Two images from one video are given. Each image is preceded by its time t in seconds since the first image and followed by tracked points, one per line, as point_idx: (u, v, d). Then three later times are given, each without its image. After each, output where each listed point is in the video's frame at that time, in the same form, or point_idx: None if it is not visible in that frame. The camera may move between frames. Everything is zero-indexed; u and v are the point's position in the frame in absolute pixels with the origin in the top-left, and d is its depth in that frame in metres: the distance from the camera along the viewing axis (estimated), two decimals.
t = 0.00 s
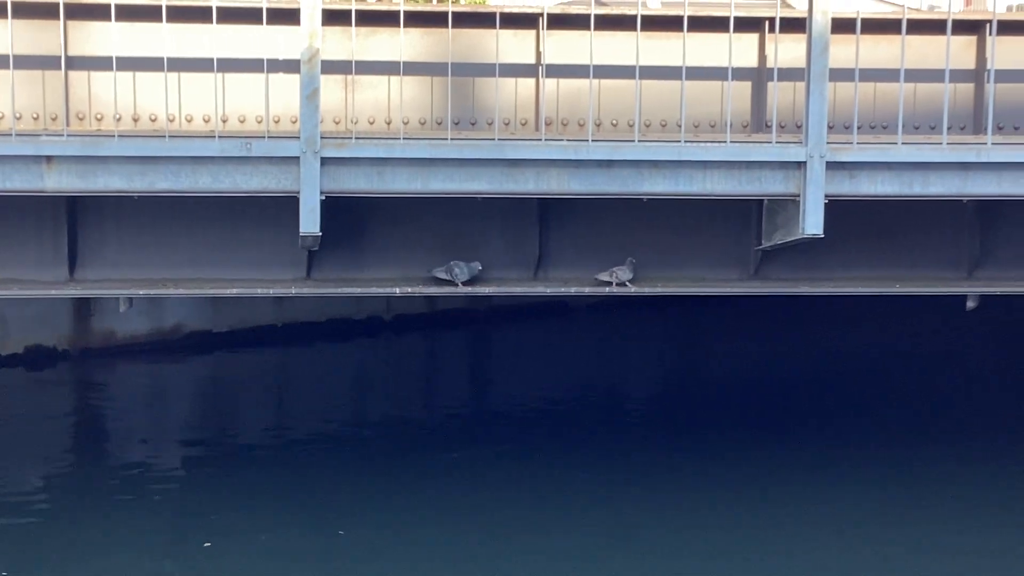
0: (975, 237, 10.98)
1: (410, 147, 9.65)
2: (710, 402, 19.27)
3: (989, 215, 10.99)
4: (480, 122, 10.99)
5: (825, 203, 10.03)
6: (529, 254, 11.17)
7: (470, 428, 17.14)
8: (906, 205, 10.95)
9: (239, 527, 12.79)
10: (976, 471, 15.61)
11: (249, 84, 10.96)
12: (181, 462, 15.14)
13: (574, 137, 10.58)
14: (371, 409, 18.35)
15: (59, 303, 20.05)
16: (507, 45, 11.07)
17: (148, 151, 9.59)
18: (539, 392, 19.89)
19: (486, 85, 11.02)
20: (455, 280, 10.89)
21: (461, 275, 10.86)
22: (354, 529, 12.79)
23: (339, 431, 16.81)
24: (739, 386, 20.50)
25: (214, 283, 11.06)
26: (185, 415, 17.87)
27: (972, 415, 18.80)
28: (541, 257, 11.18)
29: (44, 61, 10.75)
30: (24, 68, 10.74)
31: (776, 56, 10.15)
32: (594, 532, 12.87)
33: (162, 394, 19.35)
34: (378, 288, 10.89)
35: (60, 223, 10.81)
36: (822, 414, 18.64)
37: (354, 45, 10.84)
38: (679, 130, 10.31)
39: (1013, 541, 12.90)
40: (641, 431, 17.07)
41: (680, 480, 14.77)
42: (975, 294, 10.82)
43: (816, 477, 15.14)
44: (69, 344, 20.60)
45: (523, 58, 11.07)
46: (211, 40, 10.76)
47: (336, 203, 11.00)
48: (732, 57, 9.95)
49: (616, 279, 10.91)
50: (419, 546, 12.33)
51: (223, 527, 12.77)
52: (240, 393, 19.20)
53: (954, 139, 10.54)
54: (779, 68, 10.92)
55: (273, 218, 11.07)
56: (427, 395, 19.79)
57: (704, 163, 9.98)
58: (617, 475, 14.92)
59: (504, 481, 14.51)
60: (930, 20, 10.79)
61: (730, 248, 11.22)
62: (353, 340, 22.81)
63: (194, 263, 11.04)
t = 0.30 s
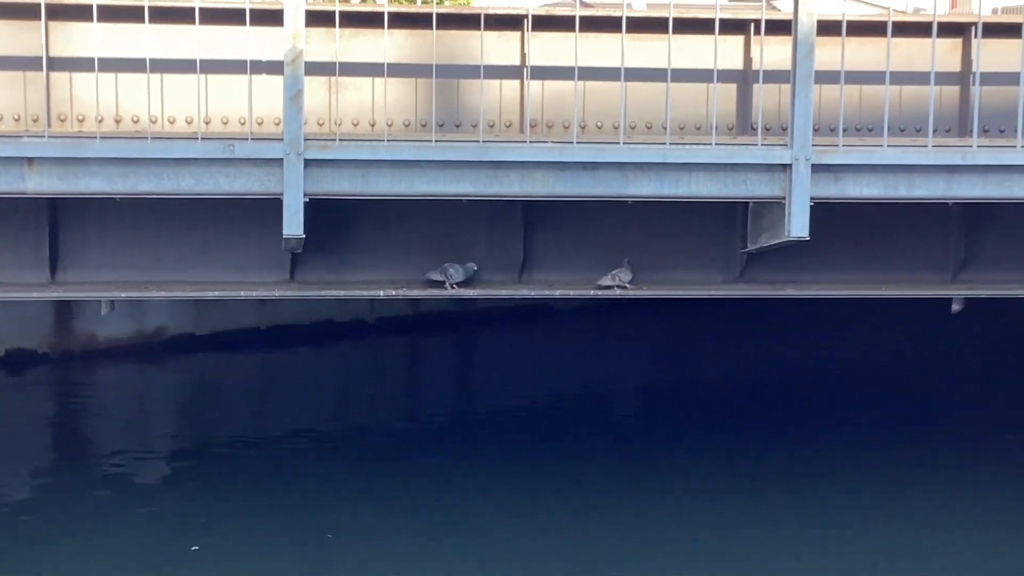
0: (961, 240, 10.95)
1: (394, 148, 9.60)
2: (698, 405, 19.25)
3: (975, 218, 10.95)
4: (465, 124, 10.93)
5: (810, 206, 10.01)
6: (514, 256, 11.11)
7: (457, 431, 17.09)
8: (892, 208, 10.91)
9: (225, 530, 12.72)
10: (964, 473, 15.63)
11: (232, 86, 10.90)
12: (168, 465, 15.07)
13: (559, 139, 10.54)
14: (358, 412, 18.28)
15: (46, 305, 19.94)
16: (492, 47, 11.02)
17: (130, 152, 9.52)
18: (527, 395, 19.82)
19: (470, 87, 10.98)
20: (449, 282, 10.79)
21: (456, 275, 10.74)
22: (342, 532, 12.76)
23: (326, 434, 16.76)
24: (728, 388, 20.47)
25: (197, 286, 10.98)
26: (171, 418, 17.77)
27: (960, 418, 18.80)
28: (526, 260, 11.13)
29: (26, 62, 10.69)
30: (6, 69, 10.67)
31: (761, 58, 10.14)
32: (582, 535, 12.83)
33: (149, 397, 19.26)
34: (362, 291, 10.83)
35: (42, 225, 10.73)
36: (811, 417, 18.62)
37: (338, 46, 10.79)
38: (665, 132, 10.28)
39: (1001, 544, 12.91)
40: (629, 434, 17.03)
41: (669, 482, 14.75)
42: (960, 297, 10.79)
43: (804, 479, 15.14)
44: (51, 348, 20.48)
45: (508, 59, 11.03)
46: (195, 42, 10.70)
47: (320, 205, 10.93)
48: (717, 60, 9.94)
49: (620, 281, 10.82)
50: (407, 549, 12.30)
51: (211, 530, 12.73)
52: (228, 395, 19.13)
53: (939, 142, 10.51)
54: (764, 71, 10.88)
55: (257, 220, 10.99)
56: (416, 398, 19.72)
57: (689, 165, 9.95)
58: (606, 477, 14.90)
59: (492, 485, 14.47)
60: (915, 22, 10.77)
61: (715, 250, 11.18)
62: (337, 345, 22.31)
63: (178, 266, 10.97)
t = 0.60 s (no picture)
0: (943, 243, 10.93)
1: (375, 151, 9.55)
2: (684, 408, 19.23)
3: (956, 220, 10.94)
4: (446, 127, 10.92)
5: (792, 209, 9.99)
6: (494, 259, 11.06)
7: (442, 434, 17.06)
8: (873, 211, 10.89)
9: (210, 534, 12.69)
10: (948, 476, 15.67)
11: (211, 88, 10.83)
12: (152, 469, 15.02)
13: (540, 141, 10.50)
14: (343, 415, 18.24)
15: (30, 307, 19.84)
16: (473, 49, 10.98)
17: (108, 155, 9.45)
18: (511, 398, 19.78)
19: (452, 89, 10.94)
20: (438, 286, 10.77)
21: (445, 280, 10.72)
22: (327, 535, 12.73)
23: (311, 437, 16.71)
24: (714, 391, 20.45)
25: (176, 289, 10.91)
26: (155, 422, 17.69)
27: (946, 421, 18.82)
28: (507, 263, 11.09)
29: (3, 64, 10.61)
30: None
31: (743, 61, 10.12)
32: (567, 538, 12.80)
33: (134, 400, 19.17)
34: (343, 294, 10.78)
35: (19, 228, 10.65)
36: (797, 420, 18.62)
37: (319, 48, 10.72)
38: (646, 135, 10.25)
39: (985, 545, 12.95)
40: (614, 437, 17.02)
41: (654, 485, 14.76)
42: (941, 300, 10.78)
43: (790, 482, 15.15)
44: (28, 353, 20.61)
45: (489, 62, 10.98)
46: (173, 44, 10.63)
47: (300, 209, 10.87)
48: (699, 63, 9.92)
49: (612, 285, 10.78)
50: (392, 551, 12.29)
51: (196, 533, 12.70)
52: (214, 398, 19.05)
53: (921, 145, 10.49)
54: (746, 73, 10.85)
55: (235, 222, 10.90)
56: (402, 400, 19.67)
57: (671, 168, 9.93)
58: (591, 480, 14.88)
59: (476, 488, 14.44)
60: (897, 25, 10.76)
61: (697, 254, 11.13)
62: (319, 348, 22.17)
63: (156, 269, 10.89)
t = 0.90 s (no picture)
0: (924, 246, 10.86)
1: (350, 153, 9.40)
2: (670, 412, 19.12)
3: (938, 222, 10.84)
4: (423, 129, 10.77)
5: (772, 212, 9.87)
6: (472, 263, 10.93)
7: (425, 439, 16.91)
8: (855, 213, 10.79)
9: (189, 541, 12.50)
10: (934, 480, 15.59)
11: (185, 89, 10.69)
12: (131, 475, 14.82)
13: (518, 143, 10.37)
14: (325, 420, 18.07)
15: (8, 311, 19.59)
16: (450, 50, 10.85)
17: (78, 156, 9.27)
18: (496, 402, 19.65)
19: (429, 91, 10.81)
20: (420, 290, 10.64)
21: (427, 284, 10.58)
22: (308, 542, 12.56)
23: (293, 443, 16.54)
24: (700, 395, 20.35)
25: (149, 293, 10.73)
26: (136, 427, 17.48)
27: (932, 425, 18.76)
28: (485, 266, 10.95)
29: None
30: None
31: (723, 62, 10.04)
32: (548, 545, 12.64)
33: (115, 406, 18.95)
34: (319, 298, 10.62)
35: None
36: (782, 424, 18.53)
37: (293, 49, 10.60)
38: (626, 136, 10.12)
39: (971, 550, 12.86)
40: (598, 442, 16.89)
41: (639, 491, 14.63)
42: (923, 304, 10.71)
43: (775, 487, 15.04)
44: None
45: (466, 63, 10.84)
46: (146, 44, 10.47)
47: (275, 213, 10.71)
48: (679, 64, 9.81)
49: (599, 287, 10.65)
50: (373, 558, 12.12)
51: (174, 541, 12.51)
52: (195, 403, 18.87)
53: (902, 147, 10.39)
54: (726, 75, 10.72)
55: (209, 226, 10.74)
56: (386, 404, 19.51)
57: (651, 171, 9.80)
58: (575, 486, 14.75)
59: (459, 494, 14.30)
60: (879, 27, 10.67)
61: (677, 257, 11.01)
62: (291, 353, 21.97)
63: (129, 272, 10.72)
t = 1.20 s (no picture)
0: (901, 251, 10.80)
1: (322, 157, 9.28)
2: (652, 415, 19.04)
3: (914, 227, 10.80)
4: (396, 132, 10.64)
5: (748, 217, 9.79)
6: (446, 268, 10.84)
7: (405, 445, 16.79)
8: (831, 218, 10.72)
9: (165, 549, 12.38)
10: (915, 485, 15.56)
11: (156, 92, 10.58)
12: (108, 483, 14.67)
13: (492, 147, 10.27)
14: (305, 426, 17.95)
15: None
16: (425, 54, 10.76)
17: (46, 161, 9.13)
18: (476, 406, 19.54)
19: (402, 94, 10.71)
20: (405, 295, 10.57)
21: (413, 288, 10.52)
22: (285, 549, 12.46)
23: (272, 449, 16.41)
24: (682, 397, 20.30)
25: (120, 299, 10.61)
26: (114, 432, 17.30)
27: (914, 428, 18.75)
28: (459, 271, 10.87)
29: None
30: None
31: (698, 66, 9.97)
32: (525, 553, 12.55)
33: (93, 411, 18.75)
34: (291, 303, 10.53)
35: None
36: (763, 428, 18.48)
37: (265, 52, 10.51)
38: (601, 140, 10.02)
39: (951, 555, 12.84)
40: (579, 447, 16.81)
41: (619, 497, 14.55)
42: (900, 308, 10.65)
43: (757, 492, 14.98)
44: None
45: (440, 66, 10.75)
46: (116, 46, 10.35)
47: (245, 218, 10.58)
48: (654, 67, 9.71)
49: (577, 292, 10.61)
50: (351, 566, 12.03)
51: (150, 549, 12.39)
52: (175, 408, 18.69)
53: (878, 151, 10.33)
54: (701, 78, 10.66)
55: (181, 231, 10.63)
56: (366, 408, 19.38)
57: (627, 175, 9.70)
58: (555, 492, 14.68)
59: (439, 501, 14.21)
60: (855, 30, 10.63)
61: (652, 261, 10.95)
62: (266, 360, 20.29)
63: (100, 278, 10.59)
